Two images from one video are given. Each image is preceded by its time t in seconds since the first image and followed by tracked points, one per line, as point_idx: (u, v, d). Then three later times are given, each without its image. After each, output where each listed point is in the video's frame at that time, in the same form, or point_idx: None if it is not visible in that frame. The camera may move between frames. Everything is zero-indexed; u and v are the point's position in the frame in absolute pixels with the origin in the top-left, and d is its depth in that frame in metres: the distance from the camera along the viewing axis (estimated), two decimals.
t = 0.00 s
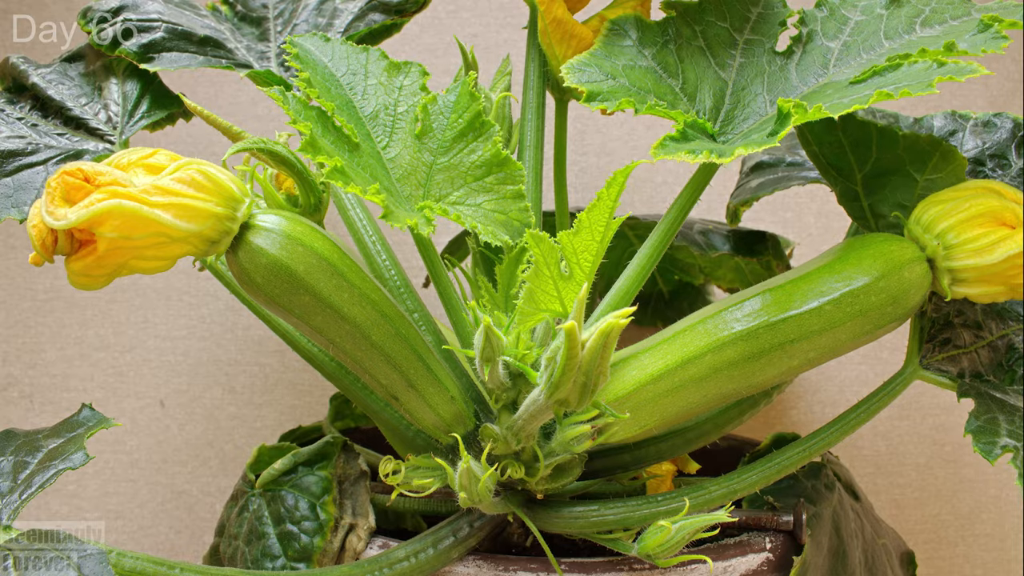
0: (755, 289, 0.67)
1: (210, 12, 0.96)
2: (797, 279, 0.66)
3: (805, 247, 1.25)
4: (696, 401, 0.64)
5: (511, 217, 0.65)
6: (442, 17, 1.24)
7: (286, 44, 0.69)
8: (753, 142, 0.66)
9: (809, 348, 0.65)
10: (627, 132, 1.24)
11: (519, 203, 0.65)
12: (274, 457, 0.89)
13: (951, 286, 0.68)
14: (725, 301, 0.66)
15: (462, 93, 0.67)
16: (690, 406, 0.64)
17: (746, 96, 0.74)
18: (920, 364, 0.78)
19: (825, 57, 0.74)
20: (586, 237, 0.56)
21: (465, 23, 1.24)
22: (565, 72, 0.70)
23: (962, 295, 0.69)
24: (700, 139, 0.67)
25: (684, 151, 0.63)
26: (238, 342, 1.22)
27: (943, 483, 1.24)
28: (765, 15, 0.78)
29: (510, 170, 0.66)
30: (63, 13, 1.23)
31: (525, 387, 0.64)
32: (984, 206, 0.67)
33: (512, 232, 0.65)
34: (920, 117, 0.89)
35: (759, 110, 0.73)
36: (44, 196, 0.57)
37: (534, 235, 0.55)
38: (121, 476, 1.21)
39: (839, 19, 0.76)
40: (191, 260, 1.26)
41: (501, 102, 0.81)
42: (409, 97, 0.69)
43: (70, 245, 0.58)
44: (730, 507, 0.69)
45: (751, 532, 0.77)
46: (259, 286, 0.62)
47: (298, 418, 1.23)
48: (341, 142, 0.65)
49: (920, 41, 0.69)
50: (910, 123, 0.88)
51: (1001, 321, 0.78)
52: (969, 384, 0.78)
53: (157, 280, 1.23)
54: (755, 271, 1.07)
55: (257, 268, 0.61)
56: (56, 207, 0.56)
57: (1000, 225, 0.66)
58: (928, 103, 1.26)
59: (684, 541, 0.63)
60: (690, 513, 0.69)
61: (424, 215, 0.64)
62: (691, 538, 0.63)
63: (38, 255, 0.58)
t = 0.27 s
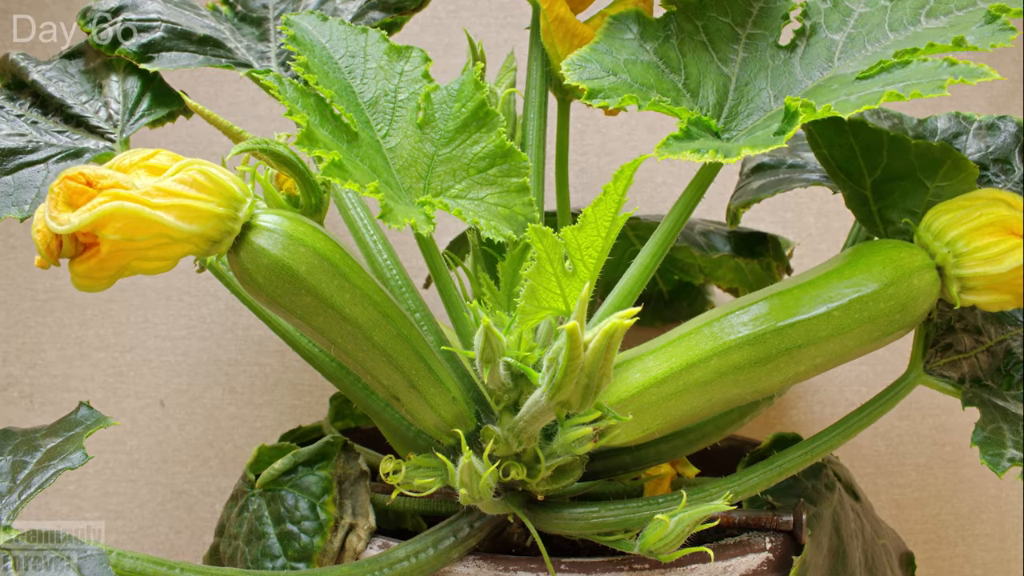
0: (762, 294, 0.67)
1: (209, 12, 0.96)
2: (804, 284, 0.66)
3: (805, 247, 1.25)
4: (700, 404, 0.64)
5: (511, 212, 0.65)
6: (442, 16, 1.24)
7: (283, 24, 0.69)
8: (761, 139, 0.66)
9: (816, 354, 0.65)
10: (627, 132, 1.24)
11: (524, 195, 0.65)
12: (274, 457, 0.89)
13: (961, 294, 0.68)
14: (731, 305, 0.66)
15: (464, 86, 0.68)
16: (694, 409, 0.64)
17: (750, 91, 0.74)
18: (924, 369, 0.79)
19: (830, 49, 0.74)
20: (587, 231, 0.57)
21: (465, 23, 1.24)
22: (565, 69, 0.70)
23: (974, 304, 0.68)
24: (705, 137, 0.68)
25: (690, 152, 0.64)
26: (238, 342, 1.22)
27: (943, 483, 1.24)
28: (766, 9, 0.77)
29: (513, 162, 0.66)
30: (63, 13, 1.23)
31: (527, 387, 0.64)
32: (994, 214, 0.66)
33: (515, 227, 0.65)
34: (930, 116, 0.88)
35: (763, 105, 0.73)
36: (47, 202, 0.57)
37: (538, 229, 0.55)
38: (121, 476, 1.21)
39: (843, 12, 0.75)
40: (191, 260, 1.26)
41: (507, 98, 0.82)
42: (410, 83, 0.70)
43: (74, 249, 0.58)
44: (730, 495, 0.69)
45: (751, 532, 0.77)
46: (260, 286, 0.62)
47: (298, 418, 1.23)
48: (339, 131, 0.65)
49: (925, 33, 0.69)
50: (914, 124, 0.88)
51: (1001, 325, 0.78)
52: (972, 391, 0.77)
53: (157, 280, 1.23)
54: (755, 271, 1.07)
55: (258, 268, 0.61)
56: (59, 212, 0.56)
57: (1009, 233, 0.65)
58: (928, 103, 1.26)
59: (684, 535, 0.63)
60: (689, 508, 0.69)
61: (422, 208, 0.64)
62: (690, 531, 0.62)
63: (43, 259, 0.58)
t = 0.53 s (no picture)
0: (768, 298, 0.67)
1: (208, 15, 0.96)
2: (812, 289, 0.66)
3: (805, 247, 1.25)
4: (705, 408, 0.64)
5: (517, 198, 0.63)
6: (442, 16, 1.24)
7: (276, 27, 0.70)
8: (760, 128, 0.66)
9: (823, 359, 0.65)
10: (627, 132, 1.25)
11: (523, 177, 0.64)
12: (274, 457, 0.89)
13: (969, 301, 0.68)
14: (738, 309, 0.66)
15: (456, 78, 0.67)
16: (698, 413, 0.64)
17: (750, 84, 0.75)
18: (927, 374, 0.79)
19: (832, 41, 0.73)
20: (595, 229, 0.56)
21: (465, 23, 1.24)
22: (561, 67, 0.70)
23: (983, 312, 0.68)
24: (703, 128, 0.67)
25: (687, 140, 0.64)
26: (238, 342, 1.23)
27: (943, 483, 1.24)
28: (766, 2, 0.77)
29: (509, 148, 0.65)
30: (63, 13, 1.24)
31: (528, 388, 0.65)
32: (1007, 223, 0.65)
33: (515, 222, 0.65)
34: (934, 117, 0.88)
35: (764, 99, 0.73)
36: (50, 207, 0.57)
37: (541, 226, 0.55)
38: (121, 476, 1.21)
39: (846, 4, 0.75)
40: (192, 260, 1.26)
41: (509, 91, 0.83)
42: (404, 76, 0.71)
43: (80, 252, 0.59)
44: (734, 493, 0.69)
45: (750, 532, 0.77)
46: (262, 287, 0.62)
47: (298, 418, 1.23)
48: (329, 127, 0.66)
49: (929, 21, 0.68)
50: (916, 126, 0.88)
51: (1003, 329, 0.78)
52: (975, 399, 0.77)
53: (157, 280, 1.23)
54: (756, 271, 1.08)
55: (261, 270, 0.61)
56: (62, 217, 0.57)
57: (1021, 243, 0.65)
58: (928, 103, 1.26)
59: (688, 532, 0.63)
60: (690, 505, 0.69)
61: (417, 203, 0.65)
62: (694, 527, 0.62)
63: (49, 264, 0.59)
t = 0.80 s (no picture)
0: (775, 303, 0.66)
1: (207, 17, 0.96)
2: (819, 295, 0.66)
3: (805, 247, 1.25)
4: (709, 412, 0.64)
5: (524, 189, 0.63)
6: (442, 16, 1.24)
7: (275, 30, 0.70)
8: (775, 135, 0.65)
9: (830, 367, 0.64)
10: (627, 132, 1.25)
11: (523, 173, 0.64)
12: (274, 457, 0.88)
13: (978, 310, 0.67)
14: (745, 314, 0.66)
15: (456, 69, 0.68)
16: (702, 418, 0.64)
17: (759, 86, 0.74)
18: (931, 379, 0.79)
19: (841, 44, 0.73)
20: (597, 223, 0.56)
21: (464, 23, 1.24)
22: (567, 69, 0.70)
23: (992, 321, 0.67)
24: (712, 133, 0.68)
25: (699, 150, 0.63)
26: (238, 342, 1.23)
27: (943, 483, 1.24)
28: (775, 4, 0.77)
29: (513, 140, 0.65)
30: (63, 13, 1.24)
31: (529, 390, 0.65)
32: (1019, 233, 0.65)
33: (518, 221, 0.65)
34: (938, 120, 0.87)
35: (774, 100, 0.73)
36: (54, 211, 0.58)
37: (542, 222, 0.55)
38: (121, 476, 1.21)
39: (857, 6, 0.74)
40: (192, 260, 1.26)
41: (512, 88, 0.84)
42: (406, 70, 0.72)
43: (85, 255, 0.59)
44: (738, 495, 0.69)
45: (750, 531, 0.77)
46: (263, 288, 0.62)
47: (298, 418, 1.22)
48: (328, 120, 0.66)
49: (939, 26, 0.68)
50: (919, 129, 0.87)
51: (1004, 333, 0.78)
52: (979, 405, 0.76)
53: (157, 280, 1.23)
54: (755, 272, 1.09)
55: (262, 270, 0.61)
56: (66, 222, 0.57)
57: None
58: (928, 103, 1.26)
59: (692, 534, 0.63)
60: (694, 508, 0.69)
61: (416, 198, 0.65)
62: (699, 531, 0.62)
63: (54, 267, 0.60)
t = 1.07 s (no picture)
0: (784, 308, 0.66)
1: (207, 18, 0.96)
2: (828, 302, 0.66)
3: (805, 247, 1.25)
4: (714, 417, 0.64)
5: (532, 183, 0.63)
6: (442, 16, 1.24)
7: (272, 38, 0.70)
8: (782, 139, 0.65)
9: (836, 375, 0.64)
10: (627, 133, 1.25)
11: (523, 169, 0.64)
12: (274, 457, 0.88)
13: (989, 322, 0.66)
14: (753, 319, 0.66)
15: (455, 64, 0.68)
16: (706, 423, 0.64)
17: (765, 90, 0.74)
18: (932, 384, 0.79)
19: (846, 48, 0.74)
20: (602, 222, 0.56)
21: (464, 23, 1.24)
22: (571, 72, 0.70)
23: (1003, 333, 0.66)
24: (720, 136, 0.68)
25: (716, 152, 0.63)
26: (238, 342, 1.23)
27: (943, 483, 1.24)
28: (779, 10, 0.78)
29: (514, 134, 0.65)
30: (63, 14, 1.24)
31: (531, 391, 0.65)
32: None
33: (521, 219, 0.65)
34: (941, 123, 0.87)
35: (780, 104, 0.73)
36: (59, 214, 0.59)
37: (545, 222, 0.54)
38: (121, 476, 1.21)
39: (860, 14, 0.76)
40: (192, 260, 1.26)
41: (516, 86, 0.84)
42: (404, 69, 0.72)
43: (91, 257, 0.60)
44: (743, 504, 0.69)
45: (750, 531, 0.77)
46: (265, 288, 0.62)
47: (298, 418, 1.22)
48: (324, 119, 0.66)
49: (943, 34, 0.70)
50: (923, 131, 0.87)
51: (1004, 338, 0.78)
52: (981, 412, 0.77)
53: (157, 280, 1.23)
54: (755, 273, 1.09)
55: (264, 271, 0.61)
56: (71, 225, 0.58)
57: None
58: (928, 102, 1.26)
59: (697, 541, 0.63)
60: (698, 513, 0.69)
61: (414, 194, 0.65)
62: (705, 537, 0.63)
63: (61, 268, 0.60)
